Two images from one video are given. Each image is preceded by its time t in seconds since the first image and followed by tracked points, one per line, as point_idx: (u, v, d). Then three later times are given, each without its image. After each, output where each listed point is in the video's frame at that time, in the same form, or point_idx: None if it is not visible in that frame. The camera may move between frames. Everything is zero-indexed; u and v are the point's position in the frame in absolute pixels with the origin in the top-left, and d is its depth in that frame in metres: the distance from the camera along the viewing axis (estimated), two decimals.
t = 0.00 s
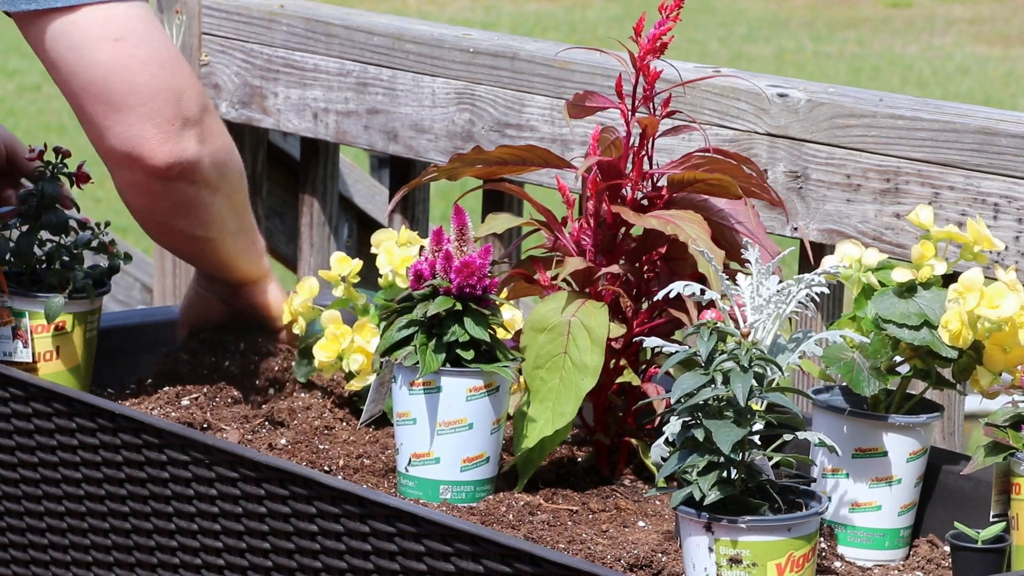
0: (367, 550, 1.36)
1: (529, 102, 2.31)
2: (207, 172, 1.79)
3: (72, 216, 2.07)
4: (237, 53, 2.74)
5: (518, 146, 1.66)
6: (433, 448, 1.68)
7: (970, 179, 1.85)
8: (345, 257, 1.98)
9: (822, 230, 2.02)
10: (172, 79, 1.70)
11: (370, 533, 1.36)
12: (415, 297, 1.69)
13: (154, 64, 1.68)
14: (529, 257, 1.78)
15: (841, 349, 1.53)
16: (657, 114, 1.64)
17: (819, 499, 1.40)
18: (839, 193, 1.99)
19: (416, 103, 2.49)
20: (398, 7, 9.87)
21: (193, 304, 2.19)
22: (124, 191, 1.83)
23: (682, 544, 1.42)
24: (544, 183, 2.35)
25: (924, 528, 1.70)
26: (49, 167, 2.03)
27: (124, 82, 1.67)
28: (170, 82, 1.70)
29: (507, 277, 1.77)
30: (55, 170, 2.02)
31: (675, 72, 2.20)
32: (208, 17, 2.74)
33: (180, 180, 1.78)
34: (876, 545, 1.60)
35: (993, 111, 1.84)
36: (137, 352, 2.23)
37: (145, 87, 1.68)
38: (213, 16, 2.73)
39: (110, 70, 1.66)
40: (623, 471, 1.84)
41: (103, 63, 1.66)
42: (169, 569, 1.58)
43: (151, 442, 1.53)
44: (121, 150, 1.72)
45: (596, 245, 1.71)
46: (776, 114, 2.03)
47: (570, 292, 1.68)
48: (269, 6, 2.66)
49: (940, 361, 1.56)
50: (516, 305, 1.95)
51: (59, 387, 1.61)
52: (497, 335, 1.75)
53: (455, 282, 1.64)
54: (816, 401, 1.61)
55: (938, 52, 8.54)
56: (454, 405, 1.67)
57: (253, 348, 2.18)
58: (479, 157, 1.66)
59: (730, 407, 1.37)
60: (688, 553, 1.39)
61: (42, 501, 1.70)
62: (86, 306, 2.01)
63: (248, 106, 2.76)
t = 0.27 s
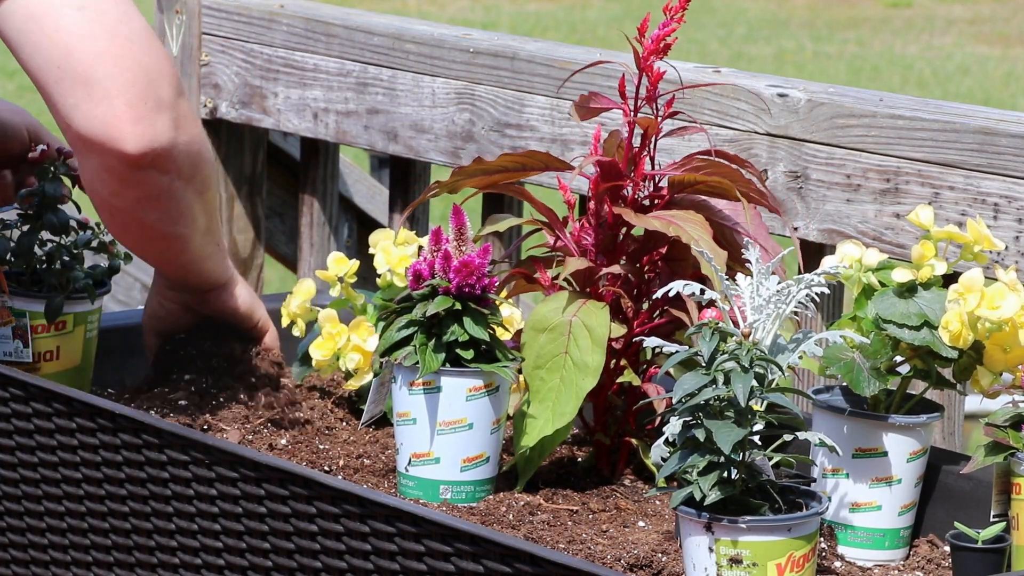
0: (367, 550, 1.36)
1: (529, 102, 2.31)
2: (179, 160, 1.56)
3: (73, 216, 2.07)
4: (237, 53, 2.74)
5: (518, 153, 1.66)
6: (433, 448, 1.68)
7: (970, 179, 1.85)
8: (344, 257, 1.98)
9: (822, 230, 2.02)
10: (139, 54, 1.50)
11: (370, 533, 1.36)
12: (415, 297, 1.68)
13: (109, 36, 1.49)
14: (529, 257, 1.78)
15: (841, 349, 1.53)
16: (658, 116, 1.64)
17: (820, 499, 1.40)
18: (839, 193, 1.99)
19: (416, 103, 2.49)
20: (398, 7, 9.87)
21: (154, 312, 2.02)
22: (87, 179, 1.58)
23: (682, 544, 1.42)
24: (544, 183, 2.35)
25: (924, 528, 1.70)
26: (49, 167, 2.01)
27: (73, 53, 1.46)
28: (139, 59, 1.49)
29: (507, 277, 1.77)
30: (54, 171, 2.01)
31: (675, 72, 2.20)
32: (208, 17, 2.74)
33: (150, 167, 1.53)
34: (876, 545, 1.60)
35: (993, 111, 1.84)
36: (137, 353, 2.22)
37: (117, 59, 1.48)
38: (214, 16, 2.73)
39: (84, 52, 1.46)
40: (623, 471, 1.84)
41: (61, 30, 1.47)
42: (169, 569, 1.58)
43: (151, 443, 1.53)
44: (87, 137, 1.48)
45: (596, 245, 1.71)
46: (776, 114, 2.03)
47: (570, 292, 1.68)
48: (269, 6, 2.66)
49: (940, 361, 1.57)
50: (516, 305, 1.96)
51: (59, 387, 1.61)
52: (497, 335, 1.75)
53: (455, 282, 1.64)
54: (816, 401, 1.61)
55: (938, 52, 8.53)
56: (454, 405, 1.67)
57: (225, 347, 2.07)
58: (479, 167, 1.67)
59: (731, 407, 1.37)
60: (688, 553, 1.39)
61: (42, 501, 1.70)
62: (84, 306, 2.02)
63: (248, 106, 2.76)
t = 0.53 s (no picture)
0: (367, 550, 1.36)
1: (529, 102, 2.31)
2: (142, 134, 1.41)
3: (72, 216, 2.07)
4: (237, 53, 2.74)
5: (516, 146, 1.66)
6: (433, 448, 1.68)
7: (970, 179, 1.85)
8: (344, 257, 1.99)
9: (822, 230, 2.02)
10: (110, 47, 1.38)
11: (370, 533, 1.36)
12: (415, 297, 1.69)
13: (72, 21, 1.38)
14: (529, 257, 1.78)
15: (841, 349, 1.53)
16: (658, 116, 1.64)
17: (820, 499, 1.40)
18: (839, 193, 1.99)
19: (416, 103, 2.49)
20: (398, 7, 9.86)
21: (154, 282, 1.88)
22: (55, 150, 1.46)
23: (682, 544, 1.42)
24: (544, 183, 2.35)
25: (924, 528, 1.70)
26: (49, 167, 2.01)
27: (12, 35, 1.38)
28: (92, 48, 1.37)
29: (508, 277, 1.77)
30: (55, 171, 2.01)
31: (675, 73, 2.20)
32: (208, 17, 2.74)
33: (109, 144, 1.40)
34: (876, 545, 1.60)
35: (994, 111, 1.84)
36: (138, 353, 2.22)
37: (66, 52, 1.36)
38: (214, 16, 2.74)
39: (46, 24, 1.37)
40: (623, 472, 1.84)
41: (34, 17, 1.38)
42: (169, 569, 1.58)
43: (151, 443, 1.53)
44: (40, 109, 1.37)
45: (596, 245, 1.71)
46: (776, 114, 2.03)
47: (570, 291, 1.68)
48: (269, 6, 2.66)
49: (940, 361, 1.57)
50: (516, 305, 1.96)
51: (59, 387, 1.61)
52: (497, 335, 1.75)
53: (455, 282, 1.64)
54: (816, 401, 1.61)
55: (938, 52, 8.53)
56: (454, 405, 1.67)
57: (230, 329, 1.96)
58: (479, 157, 1.66)
59: (731, 407, 1.37)
60: (688, 553, 1.39)
61: (42, 501, 1.70)
62: (84, 306, 2.01)
63: (248, 106, 2.76)
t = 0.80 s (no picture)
0: (367, 550, 1.36)
1: (529, 102, 2.31)
2: (175, 179, 1.40)
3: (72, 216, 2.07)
4: (237, 53, 2.74)
5: (516, 148, 1.66)
6: (433, 448, 1.68)
7: (970, 179, 1.85)
8: (344, 256, 1.98)
9: (822, 230, 2.02)
10: (150, 98, 1.34)
11: (370, 533, 1.36)
12: (415, 297, 1.69)
13: (105, 65, 1.31)
14: (529, 257, 1.78)
15: (841, 349, 1.53)
16: (658, 116, 1.64)
17: (819, 499, 1.40)
18: (839, 193, 1.99)
19: (416, 103, 2.49)
20: (398, 7, 9.86)
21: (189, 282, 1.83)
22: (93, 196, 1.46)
23: (682, 544, 1.42)
24: (544, 183, 2.35)
25: (924, 528, 1.70)
26: (48, 167, 2.02)
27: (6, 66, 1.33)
28: (136, 86, 1.33)
29: (508, 277, 1.77)
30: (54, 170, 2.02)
31: (675, 72, 2.20)
32: (208, 17, 2.74)
33: (143, 189, 1.39)
34: (876, 545, 1.60)
35: (994, 111, 1.84)
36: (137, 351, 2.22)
37: (100, 99, 1.31)
38: (214, 16, 2.74)
39: (78, 72, 1.30)
40: (623, 472, 1.84)
41: (75, 69, 1.30)
42: (169, 569, 1.58)
43: (151, 442, 1.53)
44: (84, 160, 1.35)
45: (596, 245, 1.72)
46: (776, 114, 2.03)
47: (570, 291, 1.68)
48: (269, 6, 2.66)
49: (940, 361, 1.57)
50: (517, 306, 1.95)
51: (59, 387, 1.61)
52: (497, 334, 1.75)
53: (455, 282, 1.64)
54: (816, 401, 1.61)
55: (938, 52, 8.53)
56: (454, 405, 1.67)
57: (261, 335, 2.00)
58: (479, 159, 1.66)
59: (731, 407, 1.37)
60: (688, 553, 1.39)
61: (42, 501, 1.70)
62: (86, 306, 2.00)
63: (248, 106, 2.76)
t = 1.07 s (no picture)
0: (367, 550, 1.36)
1: (529, 102, 2.31)
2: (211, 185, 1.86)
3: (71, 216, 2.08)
4: (237, 53, 2.74)
5: (517, 152, 1.66)
6: (433, 448, 1.68)
7: (970, 179, 1.85)
8: (343, 257, 1.98)
9: (822, 230, 2.02)
10: (190, 108, 1.80)
11: (370, 533, 1.36)
12: (415, 297, 1.69)
13: (165, 86, 1.78)
14: (529, 257, 1.78)
15: (841, 349, 1.53)
16: (658, 115, 1.64)
17: (819, 499, 1.40)
18: (839, 193, 1.99)
19: (416, 103, 2.49)
20: (398, 7, 9.86)
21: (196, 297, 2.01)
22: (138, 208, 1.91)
23: (682, 544, 1.42)
24: (544, 183, 2.35)
25: (924, 528, 1.70)
26: (49, 166, 2.05)
27: (151, 100, 1.77)
28: (185, 98, 1.80)
29: (508, 277, 1.77)
30: (54, 169, 2.04)
31: (675, 73, 2.21)
32: (208, 17, 2.74)
33: (182, 189, 1.86)
34: (876, 545, 1.60)
35: (994, 111, 1.84)
36: (137, 350, 2.22)
37: (151, 108, 1.77)
38: (213, 16, 2.73)
39: (138, 87, 1.76)
40: (623, 471, 1.84)
41: (131, 84, 1.76)
42: (169, 569, 1.58)
43: (151, 442, 1.53)
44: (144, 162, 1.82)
45: (596, 245, 1.72)
46: (776, 113, 2.03)
47: (570, 292, 1.68)
48: (269, 6, 2.66)
49: (940, 361, 1.56)
50: (517, 306, 1.95)
51: (59, 387, 1.62)
52: (496, 335, 1.75)
53: (455, 282, 1.64)
54: (816, 401, 1.61)
55: (938, 52, 8.53)
56: (454, 405, 1.67)
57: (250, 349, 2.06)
58: (478, 165, 1.67)
59: (730, 407, 1.37)
60: (688, 553, 1.39)
61: (42, 501, 1.70)
62: (86, 306, 2.00)
63: (248, 106, 2.76)
